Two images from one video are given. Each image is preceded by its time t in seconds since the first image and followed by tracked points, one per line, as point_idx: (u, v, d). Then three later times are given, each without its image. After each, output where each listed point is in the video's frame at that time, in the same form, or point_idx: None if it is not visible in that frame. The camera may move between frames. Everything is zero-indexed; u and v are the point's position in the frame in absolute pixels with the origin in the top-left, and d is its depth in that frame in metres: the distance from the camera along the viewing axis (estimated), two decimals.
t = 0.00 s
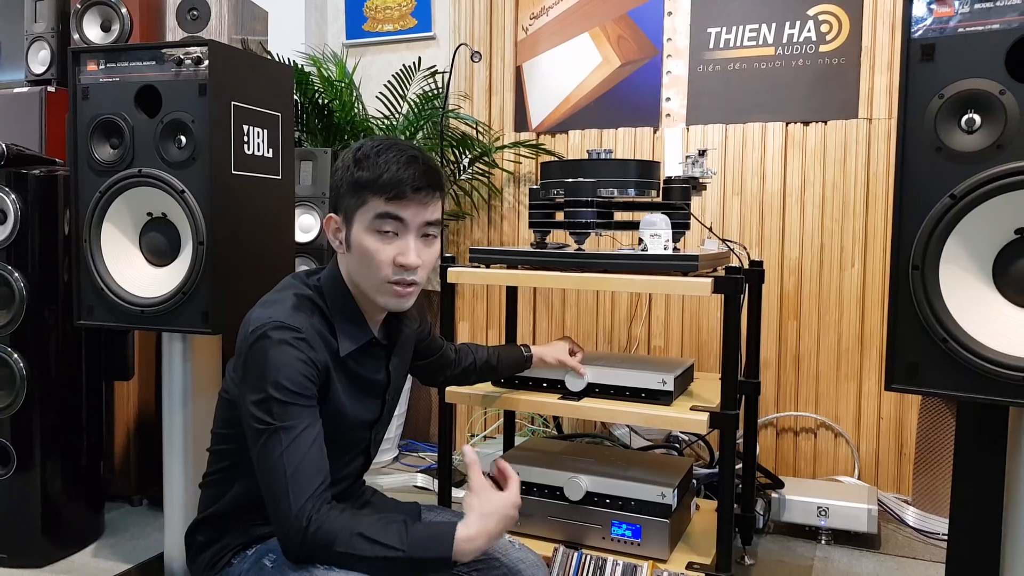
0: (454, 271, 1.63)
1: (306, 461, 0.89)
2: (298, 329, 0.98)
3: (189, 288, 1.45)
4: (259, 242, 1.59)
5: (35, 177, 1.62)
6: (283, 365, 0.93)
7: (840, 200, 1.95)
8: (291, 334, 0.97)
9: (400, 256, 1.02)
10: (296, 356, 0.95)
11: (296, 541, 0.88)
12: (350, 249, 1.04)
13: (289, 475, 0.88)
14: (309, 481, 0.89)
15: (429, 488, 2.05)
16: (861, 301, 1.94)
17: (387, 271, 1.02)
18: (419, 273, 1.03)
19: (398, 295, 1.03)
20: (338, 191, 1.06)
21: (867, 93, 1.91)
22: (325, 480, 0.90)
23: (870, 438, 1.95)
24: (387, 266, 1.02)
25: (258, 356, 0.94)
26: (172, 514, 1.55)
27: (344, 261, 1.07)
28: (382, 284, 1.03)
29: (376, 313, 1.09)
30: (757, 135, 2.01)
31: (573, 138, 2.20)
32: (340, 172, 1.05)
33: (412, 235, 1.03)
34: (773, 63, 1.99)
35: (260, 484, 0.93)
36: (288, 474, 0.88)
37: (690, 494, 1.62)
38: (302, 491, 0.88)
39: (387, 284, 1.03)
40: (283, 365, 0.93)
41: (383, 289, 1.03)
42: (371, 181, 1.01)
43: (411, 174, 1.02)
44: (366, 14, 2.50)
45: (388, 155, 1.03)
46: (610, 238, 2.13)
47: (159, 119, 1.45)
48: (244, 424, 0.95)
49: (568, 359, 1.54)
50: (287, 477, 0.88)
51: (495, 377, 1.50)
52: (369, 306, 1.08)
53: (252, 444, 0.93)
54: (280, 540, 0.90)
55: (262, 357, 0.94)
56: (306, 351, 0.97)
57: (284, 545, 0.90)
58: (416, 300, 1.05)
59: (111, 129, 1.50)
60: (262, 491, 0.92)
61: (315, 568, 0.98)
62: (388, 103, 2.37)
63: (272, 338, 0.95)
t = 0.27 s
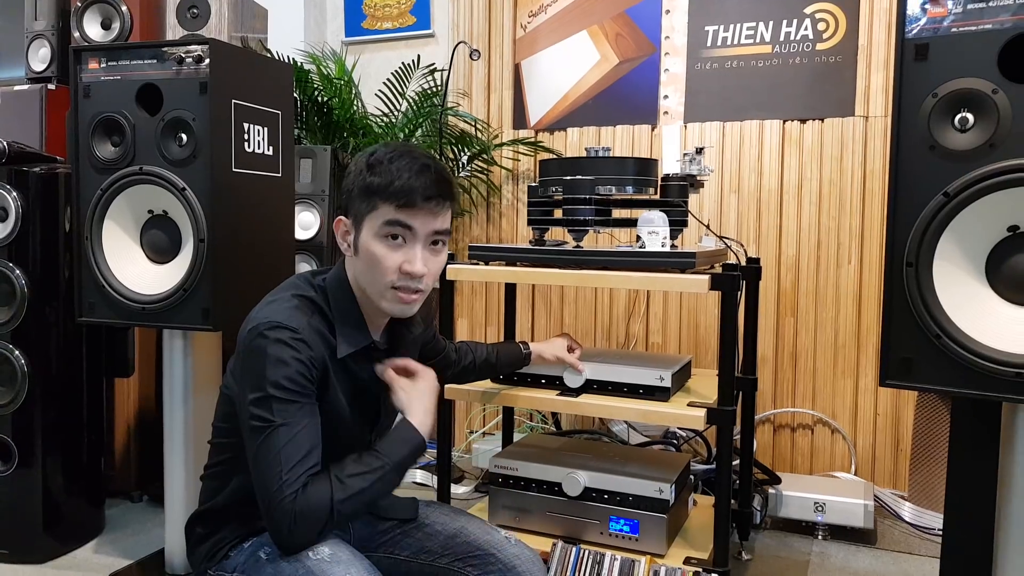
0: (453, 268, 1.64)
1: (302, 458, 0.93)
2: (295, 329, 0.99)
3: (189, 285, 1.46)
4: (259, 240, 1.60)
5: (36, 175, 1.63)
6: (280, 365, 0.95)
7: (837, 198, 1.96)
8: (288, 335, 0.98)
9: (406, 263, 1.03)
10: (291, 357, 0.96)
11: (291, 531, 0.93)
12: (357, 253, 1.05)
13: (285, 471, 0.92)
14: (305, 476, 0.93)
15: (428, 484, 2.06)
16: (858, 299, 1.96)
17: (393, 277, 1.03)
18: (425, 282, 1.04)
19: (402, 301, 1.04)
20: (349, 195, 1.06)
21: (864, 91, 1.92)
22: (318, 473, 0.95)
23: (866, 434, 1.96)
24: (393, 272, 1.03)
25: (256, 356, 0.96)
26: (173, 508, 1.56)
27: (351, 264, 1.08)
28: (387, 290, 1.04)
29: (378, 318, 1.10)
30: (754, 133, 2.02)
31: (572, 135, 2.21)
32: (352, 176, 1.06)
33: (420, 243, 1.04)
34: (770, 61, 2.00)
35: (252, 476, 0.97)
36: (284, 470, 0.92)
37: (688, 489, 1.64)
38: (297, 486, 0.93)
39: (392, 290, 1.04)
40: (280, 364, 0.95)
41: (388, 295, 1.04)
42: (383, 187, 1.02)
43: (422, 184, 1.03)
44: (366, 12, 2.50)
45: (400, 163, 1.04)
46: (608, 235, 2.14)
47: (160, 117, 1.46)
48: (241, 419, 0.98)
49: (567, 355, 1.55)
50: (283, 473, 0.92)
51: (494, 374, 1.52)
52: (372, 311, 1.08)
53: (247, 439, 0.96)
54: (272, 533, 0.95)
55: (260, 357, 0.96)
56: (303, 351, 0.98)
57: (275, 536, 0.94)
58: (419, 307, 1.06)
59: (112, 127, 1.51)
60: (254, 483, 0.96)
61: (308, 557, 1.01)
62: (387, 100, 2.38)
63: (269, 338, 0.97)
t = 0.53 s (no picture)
0: (450, 267, 1.64)
1: (300, 452, 0.94)
2: (289, 329, 1.00)
3: (187, 285, 1.47)
4: (256, 239, 1.60)
5: (34, 175, 1.63)
6: (275, 364, 0.96)
7: (831, 199, 1.97)
8: (281, 335, 0.99)
9: (402, 267, 1.04)
10: (286, 356, 0.97)
11: (288, 528, 0.94)
12: (353, 253, 1.06)
13: (283, 466, 0.93)
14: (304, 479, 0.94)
15: (425, 482, 2.07)
16: (853, 298, 1.97)
17: (387, 280, 1.04)
18: (419, 285, 1.05)
19: (396, 303, 1.05)
20: (347, 196, 1.07)
21: (858, 92, 1.93)
22: (317, 468, 0.96)
23: (861, 432, 1.97)
24: (387, 275, 1.04)
25: (250, 356, 0.97)
26: (170, 508, 1.57)
27: (346, 264, 1.09)
28: (380, 291, 1.05)
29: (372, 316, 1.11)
30: (750, 133, 2.03)
31: (568, 135, 2.22)
32: (352, 177, 1.06)
33: (416, 247, 1.05)
34: (766, 61, 2.01)
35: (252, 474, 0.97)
36: (281, 464, 0.93)
37: (684, 487, 1.65)
38: (296, 480, 0.93)
39: (385, 291, 1.05)
40: (275, 363, 0.96)
41: (381, 296, 1.05)
42: (381, 190, 1.03)
43: (421, 189, 1.03)
44: (363, 12, 2.51)
45: (400, 167, 1.04)
46: (605, 235, 2.15)
47: (157, 118, 1.47)
48: (238, 417, 0.99)
49: (563, 355, 1.56)
50: (281, 467, 0.93)
51: (490, 373, 1.52)
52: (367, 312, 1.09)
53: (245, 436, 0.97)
54: (275, 530, 0.95)
55: (254, 357, 0.97)
56: (296, 351, 0.99)
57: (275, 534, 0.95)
58: (413, 309, 1.07)
59: (109, 127, 1.52)
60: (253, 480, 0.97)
61: (310, 559, 1.02)
62: (384, 100, 2.39)
63: (263, 339, 0.98)
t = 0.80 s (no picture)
0: (446, 266, 1.64)
1: (302, 444, 0.94)
2: (286, 322, 1.00)
3: (183, 284, 1.47)
4: (253, 238, 1.60)
5: (30, 175, 1.63)
6: (273, 357, 0.96)
7: (827, 197, 1.98)
8: (279, 328, 0.98)
9: (422, 255, 1.06)
10: (284, 348, 0.97)
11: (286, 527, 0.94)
12: (366, 249, 1.05)
13: (289, 461, 0.93)
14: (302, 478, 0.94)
15: (422, 481, 2.07)
16: (849, 296, 1.97)
17: (409, 270, 1.05)
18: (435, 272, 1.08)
19: (416, 292, 1.07)
20: (348, 193, 1.05)
21: (854, 91, 1.94)
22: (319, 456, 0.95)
23: (857, 431, 1.98)
24: (410, 265, 1.05)
25: (251, 350, 0.97)
26: (167, 507, 1.57)
27: (350, 261, 1.08)
28: (401, 282, 1.06)
29: (369, 309, 1.12)
30: (746, 132, 2.03)
31: (565, 134, 2.22)
32: (354, 173, 1.05)
33: (429, 236, 1.08)
34: (762, 61, 2.01)
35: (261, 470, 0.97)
36: (287, 458, 0.93)
37: (680, 485, 1.66)
38: (301, 472, 0.93)
39: (405, 282, 1.06)
40: (273, 356, 0.96)
41: (402, 287, 1.06)
42: (397, 185, 1.04)
43: (436, 181, 1.06)
44: (359, 11, 2.51)
45: (410, 161, 1.06)
46: (601, 234, 2.16)
47: (154, 117, 1.47)
48: (242, 414, 0.99)
49: (560, 354, 1.57)
50: (286, 462, 0.93)
51: (487, 371, 1.52)
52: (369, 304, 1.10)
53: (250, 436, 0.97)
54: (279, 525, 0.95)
55: (253, 351, 0.97)
56: (295, 342, 0.99)
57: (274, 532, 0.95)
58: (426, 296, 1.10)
59: (105, 126, 1.52)
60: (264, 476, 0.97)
61: (312, 559, 1.02)
62: (381, 99, 2.39)
63: (261, 333, 0.98)
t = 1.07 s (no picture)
0: (442, 267, 1.65)
1: (298, 466, 0.94)
2: (291, 331, 1.00)
3: (180, 285, 1.47)
4: (248, 238, 1.60)
5: (25, 174, 1.63)
6: (278, 369, 0.96)
7: (823, 198, 1.98)
8: (285, 338, 0.99)
9: (417, 261, 1.07)
10: (288, 360, 0.98)
11: (282, 528, 0.94)
12: (362, 257, 1.06)
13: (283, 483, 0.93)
14: (299, 480, 0.94)
15: (418, 481, 2.08)
16: (844, 297, 1.98)
17: (406, 277, 1.06)
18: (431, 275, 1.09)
19: (413, 297, 1.08)
20: (337, 195, 1.06)
21: (849, 92, 1.95)
22: (313, 477, 0.96)
23: (852, 431, 1.98)
24: (406, 272, 1.06)
25: (256, 359, 0.98)
26: (163, 508, 1.57)
27: (348, 268, 1.08)
28: (398, 288, 1.06)
29: (370, 313, 1.12)
30: (741, 133, 2.04)
31: (561, 135, 2.23)
32: (347, 180, 1.05)
33: (425, 240, 1.08)
34: (758, 62, 2.02)
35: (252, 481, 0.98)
36: (281, 477, 0.94)
37: (676, 485, 1.66)
38: (295, 494, 0.94)
39: (403, 288, 1.07)
40: (277, 368, 0.97)
41: (400, 293, 1.07)
42: (390, 192, 1.04)
43: (428, 184, 1.06)
44: (356, 11, 2.51)
45: (401, 165, 1.05)
46: (597, 235, 2.16)
47: (150, 118, 1.47)
48: (239, 422, 1.00)
49: (555, 354, 1.56)
50: (281, 483, 0.94)
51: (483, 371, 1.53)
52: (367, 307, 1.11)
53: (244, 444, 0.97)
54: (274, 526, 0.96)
55: (257, 360, 0.98)
56: (299, 353, 0.99)
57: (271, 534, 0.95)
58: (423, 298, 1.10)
59: (101, 127, 1.52)
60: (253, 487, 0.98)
61: (303, 557, 1.01)
62: (377, 100, 2.39)
63: (266, 342, 0.98)
